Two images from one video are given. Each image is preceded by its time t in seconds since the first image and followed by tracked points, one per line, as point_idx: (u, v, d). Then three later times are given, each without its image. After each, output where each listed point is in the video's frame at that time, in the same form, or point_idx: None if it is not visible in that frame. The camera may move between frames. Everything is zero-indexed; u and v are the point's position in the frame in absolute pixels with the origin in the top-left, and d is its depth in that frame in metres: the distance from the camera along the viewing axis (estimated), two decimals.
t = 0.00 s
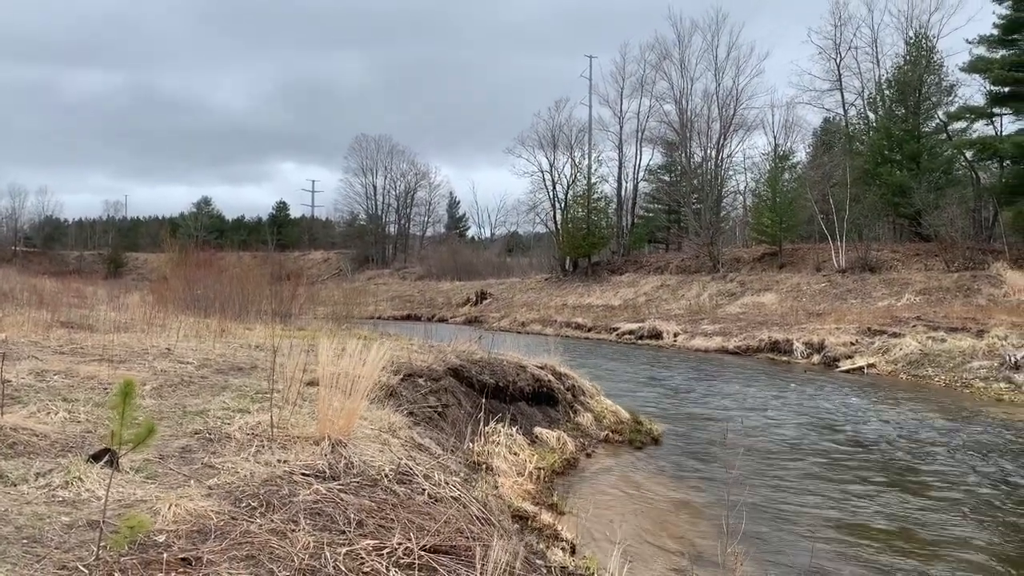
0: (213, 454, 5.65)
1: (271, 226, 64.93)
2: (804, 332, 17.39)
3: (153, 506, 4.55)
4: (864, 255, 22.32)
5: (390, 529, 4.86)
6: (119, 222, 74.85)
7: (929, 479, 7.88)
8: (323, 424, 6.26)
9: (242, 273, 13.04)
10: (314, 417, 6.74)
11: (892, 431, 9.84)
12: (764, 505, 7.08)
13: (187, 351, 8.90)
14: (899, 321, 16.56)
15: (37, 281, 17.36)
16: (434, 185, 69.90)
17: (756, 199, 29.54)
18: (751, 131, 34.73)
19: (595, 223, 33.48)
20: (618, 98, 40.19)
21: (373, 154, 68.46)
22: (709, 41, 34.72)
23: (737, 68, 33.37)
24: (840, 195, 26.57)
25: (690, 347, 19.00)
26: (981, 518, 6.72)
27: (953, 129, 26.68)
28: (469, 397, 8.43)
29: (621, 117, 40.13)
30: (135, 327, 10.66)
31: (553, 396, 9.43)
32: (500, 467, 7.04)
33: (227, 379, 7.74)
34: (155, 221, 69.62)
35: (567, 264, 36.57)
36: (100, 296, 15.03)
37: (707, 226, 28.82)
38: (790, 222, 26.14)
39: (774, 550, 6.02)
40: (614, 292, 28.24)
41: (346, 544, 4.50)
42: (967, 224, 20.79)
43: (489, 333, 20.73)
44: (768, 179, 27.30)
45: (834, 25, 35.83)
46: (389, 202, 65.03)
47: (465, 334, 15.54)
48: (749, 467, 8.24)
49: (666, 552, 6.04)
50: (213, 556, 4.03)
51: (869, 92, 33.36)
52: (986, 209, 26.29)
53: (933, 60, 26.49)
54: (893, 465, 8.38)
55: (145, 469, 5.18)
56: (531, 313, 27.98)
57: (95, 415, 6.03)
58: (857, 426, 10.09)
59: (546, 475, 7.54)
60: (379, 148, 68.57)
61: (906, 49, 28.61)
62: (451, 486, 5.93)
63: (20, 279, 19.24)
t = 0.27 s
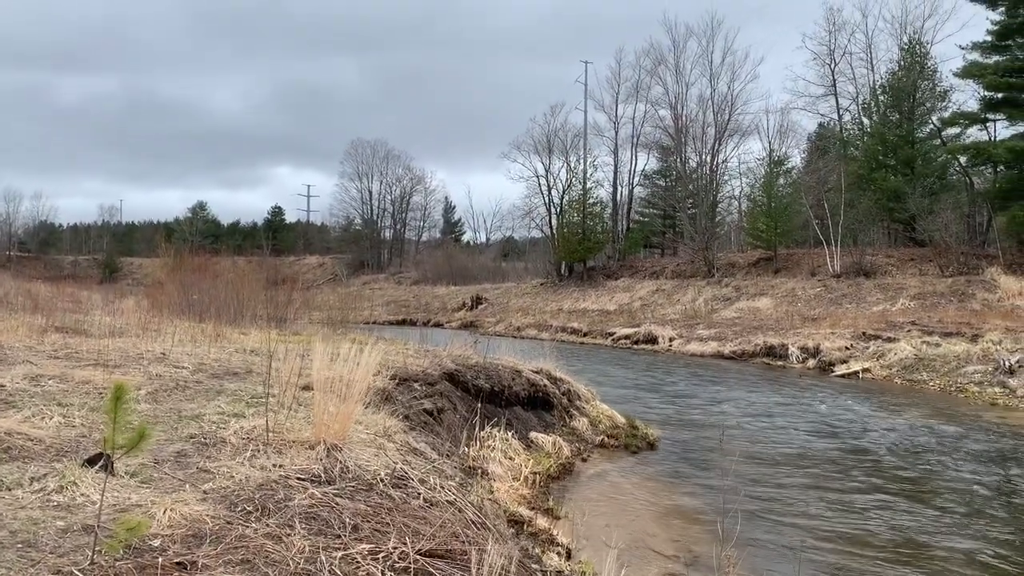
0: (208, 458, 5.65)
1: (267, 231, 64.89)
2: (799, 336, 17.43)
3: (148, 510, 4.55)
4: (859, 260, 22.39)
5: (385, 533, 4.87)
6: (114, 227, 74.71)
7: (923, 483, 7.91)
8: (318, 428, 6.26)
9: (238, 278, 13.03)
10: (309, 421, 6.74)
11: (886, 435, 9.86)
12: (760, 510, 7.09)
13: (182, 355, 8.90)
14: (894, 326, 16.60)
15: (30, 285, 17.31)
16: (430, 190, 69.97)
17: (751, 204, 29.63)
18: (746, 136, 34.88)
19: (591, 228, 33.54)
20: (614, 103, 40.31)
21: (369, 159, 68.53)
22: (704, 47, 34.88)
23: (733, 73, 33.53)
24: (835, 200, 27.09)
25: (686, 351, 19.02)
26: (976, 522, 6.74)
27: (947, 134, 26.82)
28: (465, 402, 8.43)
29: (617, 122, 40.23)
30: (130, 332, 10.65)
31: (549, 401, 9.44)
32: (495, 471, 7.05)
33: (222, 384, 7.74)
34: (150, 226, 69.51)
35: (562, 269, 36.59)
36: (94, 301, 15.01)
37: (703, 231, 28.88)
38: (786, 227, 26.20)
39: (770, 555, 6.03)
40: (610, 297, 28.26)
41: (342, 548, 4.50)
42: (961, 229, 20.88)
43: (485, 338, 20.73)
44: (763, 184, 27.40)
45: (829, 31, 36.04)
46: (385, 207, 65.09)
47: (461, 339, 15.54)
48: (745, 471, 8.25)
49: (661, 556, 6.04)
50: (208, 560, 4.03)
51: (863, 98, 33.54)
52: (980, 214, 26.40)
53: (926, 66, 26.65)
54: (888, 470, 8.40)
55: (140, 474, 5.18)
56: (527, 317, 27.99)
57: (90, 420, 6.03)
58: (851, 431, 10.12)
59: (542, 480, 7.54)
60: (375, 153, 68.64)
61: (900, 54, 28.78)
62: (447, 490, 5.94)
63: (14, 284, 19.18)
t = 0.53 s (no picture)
0: (204, 461, 5.65)
1: (264, 234, 64.88)
2: (796, 339, 17.45)
3: (144, 513, 4.55)
4: (856, 263, 22.43)
5: (381, 536, 4.87)
6: (110, 230, 74.64)
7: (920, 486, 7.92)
8: (314, 432, 6.26)
9: (235, 281, 13.02)
10: (306, 424, 6.74)
11: (883, 439, 9.88)
12: (757, 513, 7.09)
13: (179, 358, 8.89)
14: (891, 329, 16.63)
15: (26, 289, 17.29)
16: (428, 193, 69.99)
17: (748, 207, 29.67)
18: (743, 139, 34.98)
19: (588, 231, 33.57)
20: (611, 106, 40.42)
21: (366, 162, 68.59)
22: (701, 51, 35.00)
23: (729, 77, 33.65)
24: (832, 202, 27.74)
25: (683, 354, 19.03)
26: (973, 525, 6.75)
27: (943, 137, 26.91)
28: (462, 405, 8.43)
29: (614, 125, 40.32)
30: (126, 335, 10.64)
31: (546, 404, 9.45)
32: (492, 475, 7.04)
33: (219, 387, 7.74)
34: (147, 229, 69.45)
35: (559, 272, 36.57)
36: (90, 304, 15.00)
37: (700, 234, 28.92)
38: (782, 230, 26.25)
39: (767, 558, 6.03)
40: (607, 300, 28.28)
41: (338, 551, 4.51)
42: (958, 232, 20.93)
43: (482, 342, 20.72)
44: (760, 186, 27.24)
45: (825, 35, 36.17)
46: (383, 210, 65.15)
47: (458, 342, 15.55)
48: (743, 474, 8.26)
49: (658, 559, 6.05)
50: (204, 563, 4.03)
51: (859, 101, 33.66)
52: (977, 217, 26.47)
53: (922, 69, 26.76)
54: (884, 473, 8.41)
55: (137, 477, 5.17)
56: (524, 321, 28.00)
57: (86, 423, 6.02)
58: (848, 434, 10.13)
59: (539, 483, 7.54)
60: (372, 156, 68.70)
61: (896, 58, 28.89)
62: (443, 493, 5.94)
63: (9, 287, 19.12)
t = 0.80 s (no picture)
0: (202, 461, 5.65)
1: (264, 235, 64.92)
2: (795, 340, 17.46)
3: (142, 513, 4.55)
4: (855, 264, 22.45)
5: (380, 537, 4.87)
6: (109, 231, 74.66)
7: (918, 487, 7.92)
8: (313, 432, 6.26)
9: (234, 282, 13.03)
10: (304, 424, 6.74)
11: (881, 439, 9.88)
12: (756, 514, 7.09)
13: (177, 359, 8.90)
14: (890, 330, 16.63)
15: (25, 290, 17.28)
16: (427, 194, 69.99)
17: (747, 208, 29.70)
18: (742, 140, 35.02)
19: (587, 232, 33.59)
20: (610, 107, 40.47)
21: (366, 163, 68.63)
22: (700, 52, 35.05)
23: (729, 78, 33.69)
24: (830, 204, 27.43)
25: (682, 355, 19.05)
26: (971, 526, 6.76)
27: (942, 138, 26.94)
28: (461, 406, 8.43)
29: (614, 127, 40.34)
30: (125, 335, 10.65)
31: (545, 405, 9.45)
32: (491, 475, 7.04)
33: (217, 388, 7.75)
34: (146, 230, 69.46)
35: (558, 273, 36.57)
36: (89, 304, 15.00)
37: (699, 235, 28.94)
38: (781, 231, 26.27)
39: (765, 559, 6.04)
40: (607, 301, 28.29)
41: (336, 551, 4.51)
42: (957, 233, 20.94)
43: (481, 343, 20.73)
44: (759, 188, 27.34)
45: (824, 36, 36.23)
46: (382, 211, 65.20)
47: (456, 344, 15.53)
48: (741, 475, 8.27)
49: (656, 560, 6.05)
50: (202, 564, 4.03)
51: (858, 102, 33.69)
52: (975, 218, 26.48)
53: (921, 71, 26.80)
54: (883, 474, 8.42)
55: (135, 477, 5.18)
56: (524, 321, 28.02)
57: (84, 423, 6.03)
58: (846, 435, 10.13)
59: (538, 484, 7.54)
60: (371, 157, 68.77)
61: (895, 59, 28.92)
62: (442, 494, 5.94)
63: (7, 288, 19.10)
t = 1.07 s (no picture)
0: (203, 459, 5.66)
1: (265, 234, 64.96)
2: (796, 340, 17.45)
3: (143, 511, 4.56)
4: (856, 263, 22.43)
5: (380, 534, 4.88)
6: (110, 229, 74.68)
7: (919, 487, 7.92)
8: (314, 430, 6.27)
9: (235, 281, 13.02)
10: (305, 422, 6.74)
11: (882, 439, 9.88)
12: (756, 513, 7.09)
13: (178, 357, 8.90)
14: (891, 329, 16.62)
15: (26, 288, 17.33)
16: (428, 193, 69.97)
17: (748, 207, 29.68)
18: (743, 139, 34.99)
19: (588, 231, 33.59)
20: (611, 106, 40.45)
21: (367, 161, 68.66)
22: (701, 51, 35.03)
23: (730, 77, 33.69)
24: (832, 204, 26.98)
25: (683, 354, 19.05)
26: (971, 526, 6.76)
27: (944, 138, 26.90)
28: (462, 404, 8.44)
29: (614, 125, 40.31)
30: (126, 334, 10.65)
31: (546, 403, 9.45)
32: (492, 474, 7.04)
33: (218, 386, 7.75)
34: (147, 229, 69.49)
35: (559, 272, 36.57)
36: (90, 302, 15.01)
37: (700, 235, 28.93)
38: (782, 230, 26.25)
39: (765, 558, 6.04)
40: (607, 300, 28.29)
41: (336, 549, 4.52)
42: (958, 233, 20.92)
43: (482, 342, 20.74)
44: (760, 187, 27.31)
45: (825, 35, 36.24)
46: (383, 210, 65.22)
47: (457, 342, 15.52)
48: (742, 474, 8.28)
49: (657, 558, 6.06)
50: (202, 561, 4.04)
51: (860, 101, 33.65)
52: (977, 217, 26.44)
53: (923, 70, 26.76)
54: (883, 473, 8.42)
55: (136, 475, 5.18)
56: (525, 320, 28.03)
57: (85, 421, 6.03)
58: (847, 434, 10.13)
59: (538, 483, 7.55)
60: (372, 156, 68.79)
61: (897, 58, 28.88)
62: (442, 492, 5.95)
63: (9, 286, 19.11)
